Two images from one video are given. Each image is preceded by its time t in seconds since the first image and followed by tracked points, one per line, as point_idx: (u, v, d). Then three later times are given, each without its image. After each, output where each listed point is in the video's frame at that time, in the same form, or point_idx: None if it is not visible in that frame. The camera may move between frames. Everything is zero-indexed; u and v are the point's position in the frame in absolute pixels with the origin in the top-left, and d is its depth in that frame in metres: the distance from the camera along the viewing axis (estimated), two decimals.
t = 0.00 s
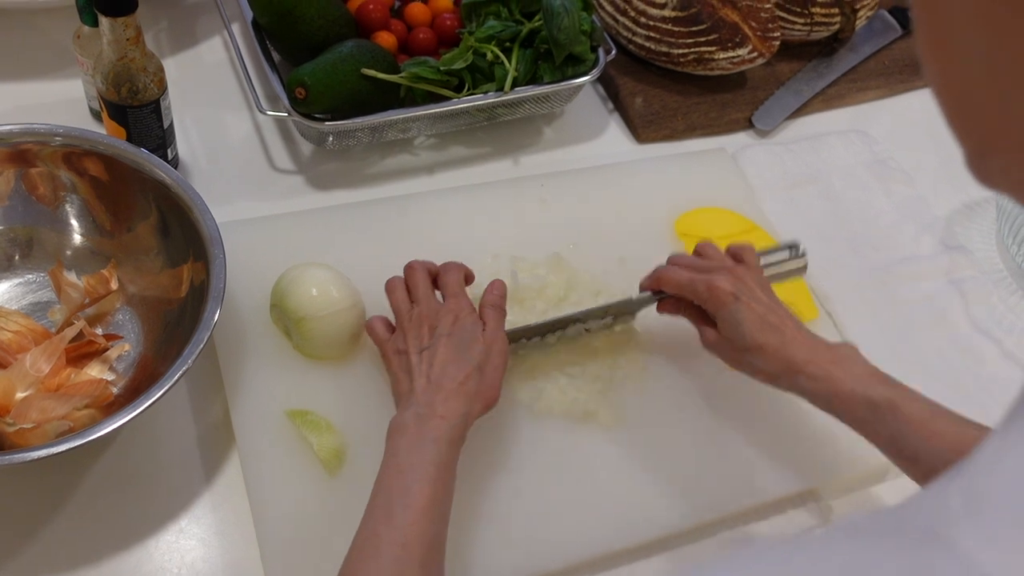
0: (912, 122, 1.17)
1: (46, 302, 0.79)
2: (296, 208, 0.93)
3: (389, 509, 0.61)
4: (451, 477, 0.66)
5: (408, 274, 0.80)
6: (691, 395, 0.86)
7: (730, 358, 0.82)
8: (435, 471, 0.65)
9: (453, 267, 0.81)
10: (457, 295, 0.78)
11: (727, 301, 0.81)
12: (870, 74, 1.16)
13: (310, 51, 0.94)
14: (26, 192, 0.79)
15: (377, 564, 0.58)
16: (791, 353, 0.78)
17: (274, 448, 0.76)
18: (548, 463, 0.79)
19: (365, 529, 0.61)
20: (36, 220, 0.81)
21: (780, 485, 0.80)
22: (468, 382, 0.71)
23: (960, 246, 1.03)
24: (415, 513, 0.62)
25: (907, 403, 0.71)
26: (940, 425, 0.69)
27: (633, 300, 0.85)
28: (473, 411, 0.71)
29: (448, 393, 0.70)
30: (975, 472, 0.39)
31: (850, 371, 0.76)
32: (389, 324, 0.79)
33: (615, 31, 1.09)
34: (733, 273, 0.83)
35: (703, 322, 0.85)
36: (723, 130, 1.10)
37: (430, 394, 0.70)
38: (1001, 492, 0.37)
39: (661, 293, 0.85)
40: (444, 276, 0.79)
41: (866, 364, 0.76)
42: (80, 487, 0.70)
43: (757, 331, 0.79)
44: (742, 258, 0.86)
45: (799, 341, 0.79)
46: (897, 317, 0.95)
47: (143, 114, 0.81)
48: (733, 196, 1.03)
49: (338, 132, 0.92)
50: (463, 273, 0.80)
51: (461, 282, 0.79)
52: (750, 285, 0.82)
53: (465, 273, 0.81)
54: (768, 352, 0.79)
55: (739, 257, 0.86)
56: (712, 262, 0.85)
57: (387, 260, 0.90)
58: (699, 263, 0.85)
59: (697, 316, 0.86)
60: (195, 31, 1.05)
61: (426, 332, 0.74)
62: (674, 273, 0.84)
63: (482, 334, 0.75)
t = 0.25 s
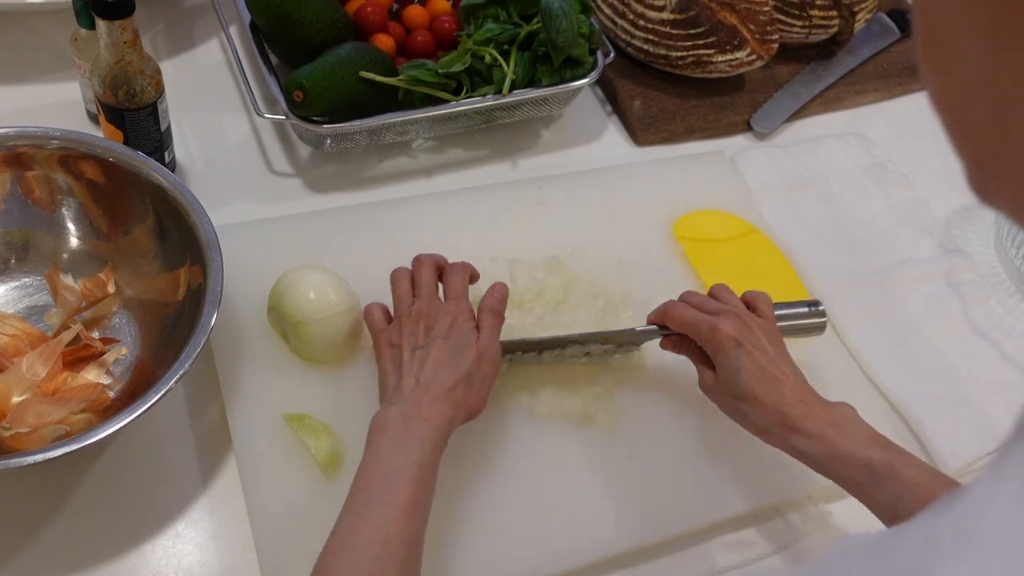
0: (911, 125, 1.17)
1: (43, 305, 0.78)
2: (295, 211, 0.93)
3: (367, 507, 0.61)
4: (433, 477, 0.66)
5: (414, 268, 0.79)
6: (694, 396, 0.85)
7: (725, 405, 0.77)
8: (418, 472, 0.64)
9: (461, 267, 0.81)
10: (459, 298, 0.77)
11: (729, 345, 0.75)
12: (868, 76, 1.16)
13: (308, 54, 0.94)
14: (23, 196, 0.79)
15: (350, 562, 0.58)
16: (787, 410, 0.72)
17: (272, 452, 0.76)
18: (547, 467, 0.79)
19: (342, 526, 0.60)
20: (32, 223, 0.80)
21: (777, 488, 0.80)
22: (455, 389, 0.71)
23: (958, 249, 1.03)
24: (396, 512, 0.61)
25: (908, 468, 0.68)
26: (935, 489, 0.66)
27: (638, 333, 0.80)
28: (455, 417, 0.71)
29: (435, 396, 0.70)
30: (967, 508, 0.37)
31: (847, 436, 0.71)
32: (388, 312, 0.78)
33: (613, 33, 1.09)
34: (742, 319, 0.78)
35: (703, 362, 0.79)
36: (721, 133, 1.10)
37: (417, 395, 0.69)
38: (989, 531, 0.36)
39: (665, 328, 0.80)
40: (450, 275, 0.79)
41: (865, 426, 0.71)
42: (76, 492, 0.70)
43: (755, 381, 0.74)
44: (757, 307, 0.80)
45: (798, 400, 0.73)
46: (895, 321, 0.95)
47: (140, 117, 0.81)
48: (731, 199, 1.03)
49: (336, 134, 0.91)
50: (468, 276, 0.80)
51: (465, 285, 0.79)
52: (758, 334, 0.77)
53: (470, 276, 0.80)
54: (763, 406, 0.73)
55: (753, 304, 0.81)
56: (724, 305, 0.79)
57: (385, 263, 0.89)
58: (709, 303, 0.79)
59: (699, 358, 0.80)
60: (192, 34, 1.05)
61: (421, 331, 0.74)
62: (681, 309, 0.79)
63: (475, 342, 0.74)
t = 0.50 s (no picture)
0: (910, 128, 1.18)
1: (43, 308, 0.79)
2: (295, 213, 0.93)
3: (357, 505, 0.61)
4: (415, 464, 0.66)
5: (420, 260, 0.79)
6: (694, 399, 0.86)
7: (724, 425, 0.76)
8: (402, 458, 0.64)
9: (466, 263, 0.80)
10: (459, 292, 0.77)
11: (732, 367, 0.74)
12: (867, 79, 1.17)
13: (308, 58, 0.94)
14: (23, 199, 0.79)
15: (329, 542, 0.57)
16: (786, 442, 0.70)
17: (272, 455, 0.76)
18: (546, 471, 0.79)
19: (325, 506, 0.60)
20: (32, 226, 0.80)
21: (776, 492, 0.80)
22: (443, 380, 0.71)
23: (958, 251, 1.03)
24: (378, 497, 0.61)
25: (907, 504, 0.64)
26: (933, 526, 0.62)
27: (644, 339, 0.78)
28: (440, 407, 0.71)
29: (422, 385, 0.70)
30: (963, 538, 0.38)
31: (846, 470, 0.68)
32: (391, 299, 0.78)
33: (612, 36, 1.09)
34: (750, 335, 0.76)
35: (703, 379, 0.78)
36: (721, 136, 1.10)
37: (403, 381, 0.70)
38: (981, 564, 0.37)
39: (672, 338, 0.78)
40: (454, 271, 0.79)
41: (862, 462, 0.69)
42: (76, 495, 0.70)
43: (755, 408, 0.72)
44: (768, 321, 0.78)
45: (797, 431, 0.71)
46: (894, 324, 0.95)
47: (140, 119, 0.81)
48: (731, 202, 1.03)
49: (336, 137, 0.91)
50: (471, 273, 0.80)
51: (468, 280, 0.78)
52: (764, 352, 0.75)
53: (474, 273, 0.80)
54: (761, 434, 0.72)
55: (766, 318, 0.78)
56: (735, 321, 0.77)
57: (384, 266, 0.89)
58: (720, 317, 0.77)
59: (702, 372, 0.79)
60: (192, 37, 1.05)
61: (416, 321, 0.74)
62: (690, 321, 0.77)
63: (468, 336, 0.74)
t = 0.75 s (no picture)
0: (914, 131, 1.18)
1: (50, 308, 0.79)
2: (301, 214, 0.93)
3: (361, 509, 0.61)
4: (407, 463, 0.66)
5: (431, 258, 0.80)
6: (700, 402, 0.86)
7: (724, 436, 0.74)
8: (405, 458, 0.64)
9: (476, 261, 0.80)
10: (463, 287, 0.77)
11: (731, 371, 0.72)
12: (870, 82, 1.17)
13: (314, 59, 0.94)
14: (31, 199, 0.79)
15: (319, 537, 0.58)
16: (787, 452, 0.68)
17: (278, 456, 0.76)
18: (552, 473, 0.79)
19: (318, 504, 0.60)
20: (40, 226, 0.81)
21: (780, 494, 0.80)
22: (435, 376, 0.71)
23: (961, 254, 1.03)
24: (368, 494, 0.61)
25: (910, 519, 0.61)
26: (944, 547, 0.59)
27: (645, 350, 0.77)
28: (433, 403, 0.70)
29: (414, 381, 0.70)
30: (966, 550, 0.41)
31: (846, 484, 0.65)
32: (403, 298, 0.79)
33: (617, 39, 1.09)
34: (753, 341, 0.73)
35: (705, 388, 0.76)
36: (725, 138, 1.10)
37: (394, 377, 0.70)
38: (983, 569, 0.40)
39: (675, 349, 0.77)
40: (462, 267, 0.79)
41: (867, 476, 0.65)
42: (82, 495, 0.70)
43: (755, 413, 0.70)
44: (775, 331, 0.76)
45: (802, 442, 0.68)
46: (898, 326, 0.95)
47: (147, 120, 0.81)
48: (735, 204, 1.03)
49: (342, 138, 0.92)
50: (480, 271, 0.79)
51: (474, 277, 0.78)
52: (766, 358, 0.72)
53: (481, 269, 0.79)
54: (759, 441, 0.69)
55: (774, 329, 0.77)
56: (738, 329, 0.75)
57: (390, 268, 0.90)
58: (724, 325, 0.75)
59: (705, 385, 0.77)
60: (199, 38, 1.05)
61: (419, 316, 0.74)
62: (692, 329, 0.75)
63: (465, 332, 0.74)
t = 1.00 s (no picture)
0: (919, 140, 1.18)
1: (59, 310, 0.79)
2: (310, 219, 0.93)
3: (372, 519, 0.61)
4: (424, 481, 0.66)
5: (444, 272, 0.80)
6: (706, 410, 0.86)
7: (722, 478, 0.74)
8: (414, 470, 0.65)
9: (488, 279, 0.81)
10: (478, 306, 0.77)
11: (740, 418, 0.72)
12: (877, 91, 1.17)
13: (323, 64, 0.94)
14: (43, 203, 0.79)
15: (337, 554, 0.58)
16: (783, 501, 0.69)
17: (286, 460, 0.76)
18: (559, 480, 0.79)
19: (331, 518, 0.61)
20: (50, 229, 0.81)
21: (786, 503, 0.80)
22: (455, 397, 0.71)
23: (966, 263, 1.03)
24: (386, 513, 0.61)
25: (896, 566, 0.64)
26: None
27: (653, 380, 0.77)
28: (452, 425, 0.71)
29: (434, 401, 0.70)
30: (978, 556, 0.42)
31: (840, 533, 0.67)
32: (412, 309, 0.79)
33: (625, 45, 1.09)
34: (761, 391, 0.74)
35: (708, 426, 0.76)
36: (732, 146, 1.11)
37: (415, 397, 0.70)
38: None
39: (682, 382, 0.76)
40: (475, 285, 0.79)
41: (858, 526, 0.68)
42: (91, 499, 0.70)
43: (760, 465, 0.70)
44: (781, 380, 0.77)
45: (797, 491, 0.70)
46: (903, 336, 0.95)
47: (157, 124, 0.81)
48: (741, 212, 1.04)
49: (351, 143, 0.92)
50: (492, 288, 0.80)
51: (488, 295, 0.79)
52: (773, 410, 0.73)
53: (494, 288, 0.80)
54: (758, 489, 0.70)
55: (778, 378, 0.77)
56: (747, 373, 0.75)
57: (397, 273, 0.90)
58: (732, 368, 0.76)
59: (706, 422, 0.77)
60: (208, 41, 1.05)
61: (434, 332, 0.74)
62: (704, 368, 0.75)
63: (484, 351, 0.74)
